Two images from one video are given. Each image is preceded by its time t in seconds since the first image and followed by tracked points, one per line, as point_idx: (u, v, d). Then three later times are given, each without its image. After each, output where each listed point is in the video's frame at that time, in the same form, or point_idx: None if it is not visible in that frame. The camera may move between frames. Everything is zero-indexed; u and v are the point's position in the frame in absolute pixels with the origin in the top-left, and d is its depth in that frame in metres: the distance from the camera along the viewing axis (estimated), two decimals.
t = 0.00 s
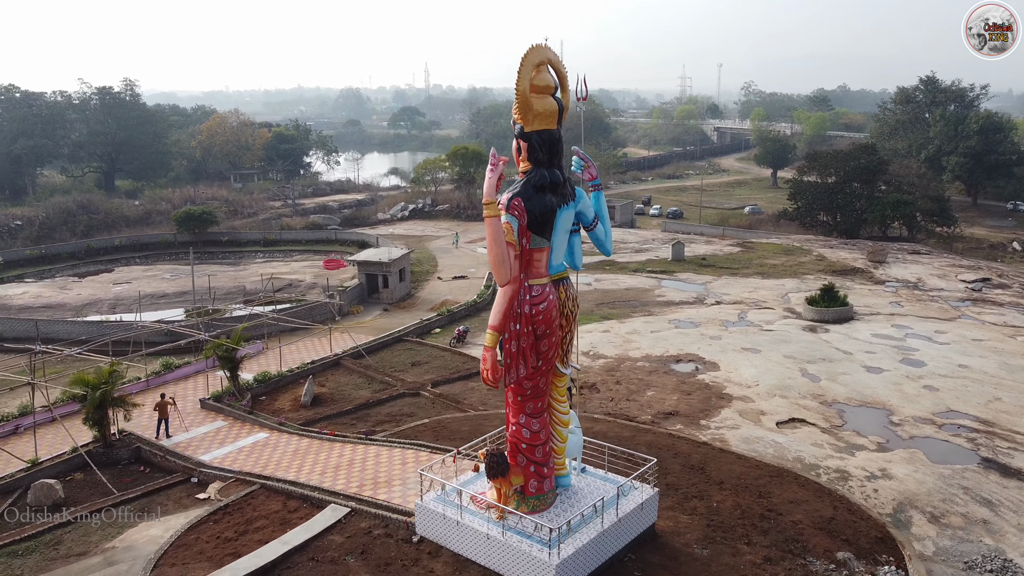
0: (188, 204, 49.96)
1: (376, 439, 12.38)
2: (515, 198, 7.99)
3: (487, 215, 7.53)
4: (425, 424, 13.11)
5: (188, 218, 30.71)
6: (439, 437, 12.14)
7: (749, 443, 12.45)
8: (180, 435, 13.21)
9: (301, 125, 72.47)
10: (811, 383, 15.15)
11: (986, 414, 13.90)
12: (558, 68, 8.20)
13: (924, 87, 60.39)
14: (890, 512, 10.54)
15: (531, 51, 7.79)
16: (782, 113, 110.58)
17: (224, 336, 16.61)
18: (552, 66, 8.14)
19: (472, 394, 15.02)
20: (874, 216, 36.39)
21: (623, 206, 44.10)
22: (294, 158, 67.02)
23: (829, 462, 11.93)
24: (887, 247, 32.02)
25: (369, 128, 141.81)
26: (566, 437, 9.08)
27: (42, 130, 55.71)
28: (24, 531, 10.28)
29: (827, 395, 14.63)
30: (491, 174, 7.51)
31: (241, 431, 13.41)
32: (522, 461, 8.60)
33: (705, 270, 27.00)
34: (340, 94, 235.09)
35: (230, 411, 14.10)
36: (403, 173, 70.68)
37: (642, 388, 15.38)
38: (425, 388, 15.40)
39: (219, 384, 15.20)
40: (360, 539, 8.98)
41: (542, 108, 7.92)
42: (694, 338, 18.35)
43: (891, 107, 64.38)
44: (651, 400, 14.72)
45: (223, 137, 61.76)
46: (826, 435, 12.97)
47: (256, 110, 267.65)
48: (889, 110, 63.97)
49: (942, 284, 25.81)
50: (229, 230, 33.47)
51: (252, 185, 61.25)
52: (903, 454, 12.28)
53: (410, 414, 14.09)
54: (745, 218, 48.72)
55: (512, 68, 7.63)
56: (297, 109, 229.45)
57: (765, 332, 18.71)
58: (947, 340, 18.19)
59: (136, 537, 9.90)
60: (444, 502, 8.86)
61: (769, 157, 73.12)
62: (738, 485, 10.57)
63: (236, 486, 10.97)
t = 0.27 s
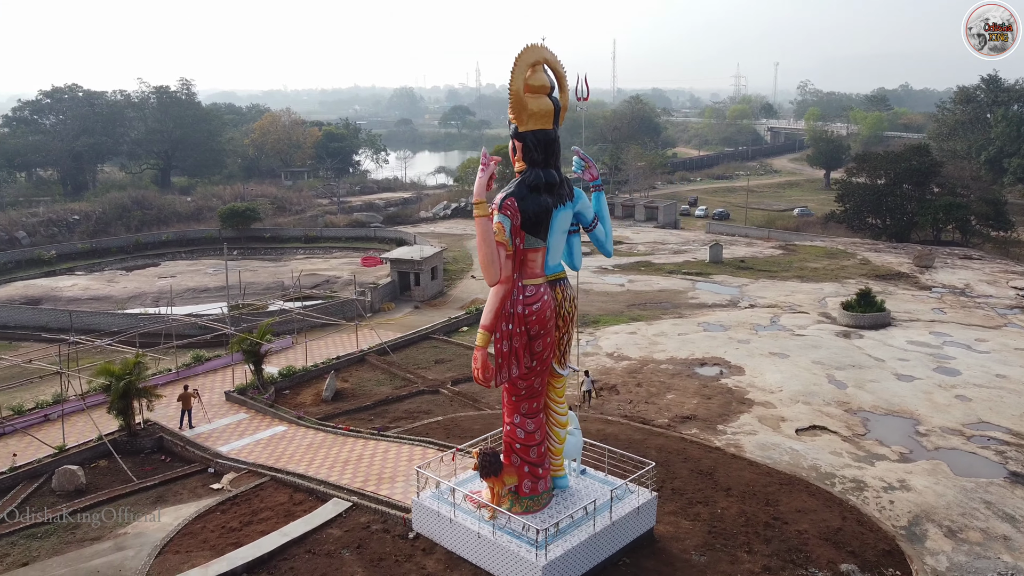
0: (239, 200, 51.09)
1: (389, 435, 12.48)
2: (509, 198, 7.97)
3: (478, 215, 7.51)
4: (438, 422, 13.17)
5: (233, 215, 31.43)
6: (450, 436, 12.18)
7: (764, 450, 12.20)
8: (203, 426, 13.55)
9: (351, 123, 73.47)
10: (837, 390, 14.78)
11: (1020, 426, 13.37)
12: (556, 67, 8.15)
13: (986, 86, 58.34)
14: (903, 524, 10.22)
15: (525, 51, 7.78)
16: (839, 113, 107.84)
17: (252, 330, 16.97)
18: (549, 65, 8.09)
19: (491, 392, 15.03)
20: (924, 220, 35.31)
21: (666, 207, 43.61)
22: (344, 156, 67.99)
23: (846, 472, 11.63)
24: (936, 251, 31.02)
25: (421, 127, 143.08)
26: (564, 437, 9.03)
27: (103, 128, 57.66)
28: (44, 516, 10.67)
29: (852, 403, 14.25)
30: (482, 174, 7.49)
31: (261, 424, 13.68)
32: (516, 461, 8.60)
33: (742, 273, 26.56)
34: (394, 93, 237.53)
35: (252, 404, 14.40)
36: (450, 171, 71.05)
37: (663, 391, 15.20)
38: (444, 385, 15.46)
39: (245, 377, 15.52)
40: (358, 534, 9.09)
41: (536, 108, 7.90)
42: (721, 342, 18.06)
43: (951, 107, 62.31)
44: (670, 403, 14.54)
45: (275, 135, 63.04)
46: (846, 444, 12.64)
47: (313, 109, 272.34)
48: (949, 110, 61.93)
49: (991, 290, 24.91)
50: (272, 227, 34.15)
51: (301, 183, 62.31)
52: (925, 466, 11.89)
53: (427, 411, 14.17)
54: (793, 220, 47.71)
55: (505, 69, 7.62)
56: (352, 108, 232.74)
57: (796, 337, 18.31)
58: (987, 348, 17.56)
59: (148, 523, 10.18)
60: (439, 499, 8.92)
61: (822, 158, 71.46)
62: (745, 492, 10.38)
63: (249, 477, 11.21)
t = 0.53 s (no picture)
0: (286, 198, 52.07)
1: (401, 432, 12.61)
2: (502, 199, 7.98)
3: (466, 215, 7.52)
4: (452, 420, 13.25)
5: (274, 212, 32.07)
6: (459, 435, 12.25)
7: (778, 457, 11.96)
8: (224, 418, 13.88)
9: (399, 123, 74.24)
10: (862, 399, 14.40)
11: None
12: (552, 67, 8.13)
13: None
14: (916, 538, 9.90)
15: (519, 51, 7.79)
16: (898, 113, 104.81)
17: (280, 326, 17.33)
18: (544, 65, 8.07)
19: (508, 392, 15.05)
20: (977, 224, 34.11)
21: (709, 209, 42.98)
22: (391, 155, 68.71)
23: (861, 482, 11.32)
24: (987, 257, 29.93)
25: (471, 126, 143.82)
26: (561, 439, 8.98)
27: (159, 126, 59.38)
28: (65, 501, 11.06)
29: (877, 412, 13.87)
30: (471, 174, 7.52)
31: (280, 418, 13.95)
32: (509, 461, 8.60)
33: (779, 276, 26.04)
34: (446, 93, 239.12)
35: (274, 398, 14.69)
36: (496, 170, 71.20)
37: (682, 395, 15.02)
38: (463, 384, 15.52)
39: (269, 371, 15.87)
40: (355, 529, 9.20)
41: (529, 108, 7.90)
42: (748, 346, 17.75)
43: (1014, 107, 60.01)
44: (688, 407, 14.35)
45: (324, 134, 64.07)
46: (865, 453, 12.31)
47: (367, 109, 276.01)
48: (1012, 110, 59.64)
49: None
50: (314, 224, 34.73)
51: (348, 182, 63.17)
52: (946, 478, 11.51)
53: (443, 409, 14.26)
54: (841, 223, 46.55)
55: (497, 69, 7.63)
56: (405, 107, 235.12)
57: (826, 343, 17.89)
58: None
59: (159, 512, 10.46)
60: (433, 497, 8.96)
61: (876, 159, 69.55)
62: (751, 500, 10.20)
63: (260, 469, 11.44)
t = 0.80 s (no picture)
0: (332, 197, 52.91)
1: (412, 429, 12.71)
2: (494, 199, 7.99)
3: (455, 214, 7.54)
4: (464, 419, 13.30)
5: (314, 210, 32.58)
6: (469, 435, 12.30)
7: (790, 465, 11.70)
8: (244, 411, 14.17)
9: (446, 122, 74.69)
10: (887, 408, 14.00)
11: None
12: (547, 67, 8.09)
13: None
14: (925, 552, 9.57)
15: (512, 51, 7.79)
16: (960, 113, 101.35)
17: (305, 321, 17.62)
18: (539, 64, 8.04)
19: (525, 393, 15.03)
20: None
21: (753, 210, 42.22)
22: (437, 154, 69.17)
23: (875, 493, 11.00)
24: None
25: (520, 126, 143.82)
26: (556, 440, 8.95)
27: (212, 125, 60.95)
28: (85, 487, 11.43)
29: (901, 422, 13.46)
30: (460, 173, 7.54)
31: (299, 412, 14.19)
32: (501, 461, 8.60)
33: (817, 280, 25.46)
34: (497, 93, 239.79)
35: (294, 393, 14.95)
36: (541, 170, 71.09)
37: (701, 399, 14.80)
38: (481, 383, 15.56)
39: (292, 366, 16.15)
40: (352, 524, 9.31)
41: (522, 108, 7.89)
42: (775, 351, 17.40)
43: None
44: (704, 412, 14.14)
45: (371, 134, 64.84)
46: (883, 464, 11.96)
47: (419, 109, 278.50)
48: None
49: None
50: (354, 223, 35.19)
51: (394, 180, 63.78)
52: (966, 492, 11.11)
53: (459, 408, 14.32)
54: (892, 226, 45.27)
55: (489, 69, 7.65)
56: (456, 108, 236.46)
57: (856, 349, 17.43)
58: None
59: (169, 501, 10.73)
60: (427, 494, 9.01)
61: (933, 161, 67.43)
62: (754, 508, 10.01)
63: (271, 462, 11.65)
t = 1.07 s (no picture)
0: (376, 195, 53.53)
1: (422, 426, 12.81)
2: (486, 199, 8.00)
3: (441, 214, 7.54)
4: (475, 419, 13.34)
5: (353, 209, 33.05)
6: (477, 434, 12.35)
7: (802, 474, 11.45)
8: (264, 405, 14.45)
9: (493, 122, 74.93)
10: (911, 417, 13.60)
11: None
12: (540, 67, 8.07)
13: None
14: (933, 567, 9.27)
15: (503, 52, 7.79)
16: None
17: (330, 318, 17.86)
18: (531, 65, 8.03)
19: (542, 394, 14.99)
20: None
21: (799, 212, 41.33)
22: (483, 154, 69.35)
23: (887, 505, 10.69)
24: None
25: (570, 126, 143.33)
26: (550, 441, 8.92)
27: (262, 124, 62.26)
28: (103, 475, 11.81)
29: (924, 432, 13.05)
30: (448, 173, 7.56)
31: (316, 407, 14.41)
32: (492, 460, 8.61)
33: (856, 285, 24.83)
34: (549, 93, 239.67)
35: (314, 387, 15.18)
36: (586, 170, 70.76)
37: (720, 404, 14.57)
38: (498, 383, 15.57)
39: (314, 362, 16.41)
40: (348, 518, 9.41)
41: (514, 109, 7.87)
42: (802, 357, 17.02)
43: None
44: (721, 417, 13.91)
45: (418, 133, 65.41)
46: (901, 476, 11.60)
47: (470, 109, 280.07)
48: None
49: None
50: (393, 221, 35.55)
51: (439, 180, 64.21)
52: (984, 507, 10.73)
53: (472, 407, 14.33)
54: (945, 230, 43.81)
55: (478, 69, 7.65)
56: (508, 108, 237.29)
57: (887, 357, 16.95)
58: None
59: (181, 490, 11.00)
60: (421, 491, 9.07)
61: (994, 164, 65.06)
62: (757, 516, 9.82)
63: (281, 455, 11.86)
